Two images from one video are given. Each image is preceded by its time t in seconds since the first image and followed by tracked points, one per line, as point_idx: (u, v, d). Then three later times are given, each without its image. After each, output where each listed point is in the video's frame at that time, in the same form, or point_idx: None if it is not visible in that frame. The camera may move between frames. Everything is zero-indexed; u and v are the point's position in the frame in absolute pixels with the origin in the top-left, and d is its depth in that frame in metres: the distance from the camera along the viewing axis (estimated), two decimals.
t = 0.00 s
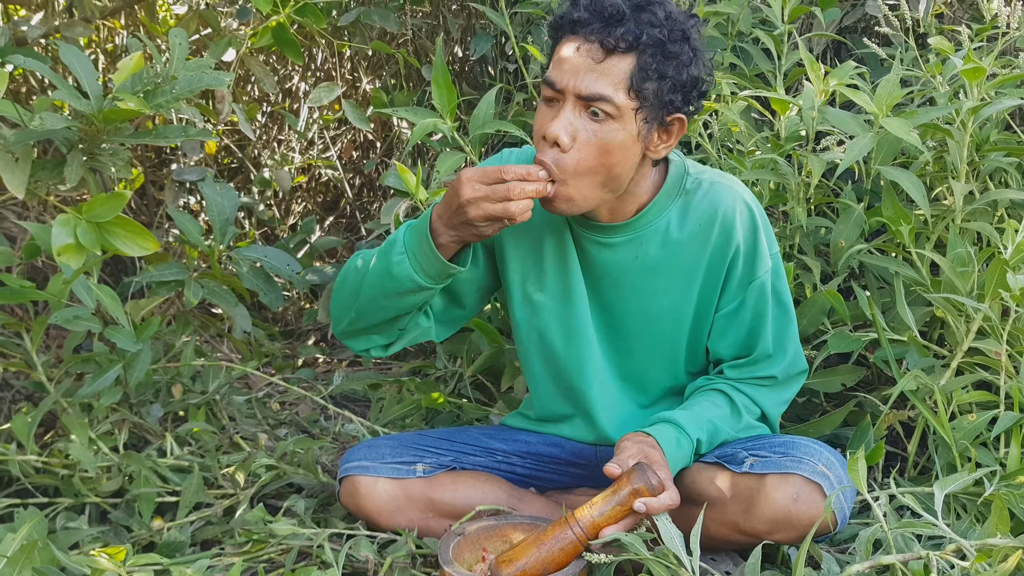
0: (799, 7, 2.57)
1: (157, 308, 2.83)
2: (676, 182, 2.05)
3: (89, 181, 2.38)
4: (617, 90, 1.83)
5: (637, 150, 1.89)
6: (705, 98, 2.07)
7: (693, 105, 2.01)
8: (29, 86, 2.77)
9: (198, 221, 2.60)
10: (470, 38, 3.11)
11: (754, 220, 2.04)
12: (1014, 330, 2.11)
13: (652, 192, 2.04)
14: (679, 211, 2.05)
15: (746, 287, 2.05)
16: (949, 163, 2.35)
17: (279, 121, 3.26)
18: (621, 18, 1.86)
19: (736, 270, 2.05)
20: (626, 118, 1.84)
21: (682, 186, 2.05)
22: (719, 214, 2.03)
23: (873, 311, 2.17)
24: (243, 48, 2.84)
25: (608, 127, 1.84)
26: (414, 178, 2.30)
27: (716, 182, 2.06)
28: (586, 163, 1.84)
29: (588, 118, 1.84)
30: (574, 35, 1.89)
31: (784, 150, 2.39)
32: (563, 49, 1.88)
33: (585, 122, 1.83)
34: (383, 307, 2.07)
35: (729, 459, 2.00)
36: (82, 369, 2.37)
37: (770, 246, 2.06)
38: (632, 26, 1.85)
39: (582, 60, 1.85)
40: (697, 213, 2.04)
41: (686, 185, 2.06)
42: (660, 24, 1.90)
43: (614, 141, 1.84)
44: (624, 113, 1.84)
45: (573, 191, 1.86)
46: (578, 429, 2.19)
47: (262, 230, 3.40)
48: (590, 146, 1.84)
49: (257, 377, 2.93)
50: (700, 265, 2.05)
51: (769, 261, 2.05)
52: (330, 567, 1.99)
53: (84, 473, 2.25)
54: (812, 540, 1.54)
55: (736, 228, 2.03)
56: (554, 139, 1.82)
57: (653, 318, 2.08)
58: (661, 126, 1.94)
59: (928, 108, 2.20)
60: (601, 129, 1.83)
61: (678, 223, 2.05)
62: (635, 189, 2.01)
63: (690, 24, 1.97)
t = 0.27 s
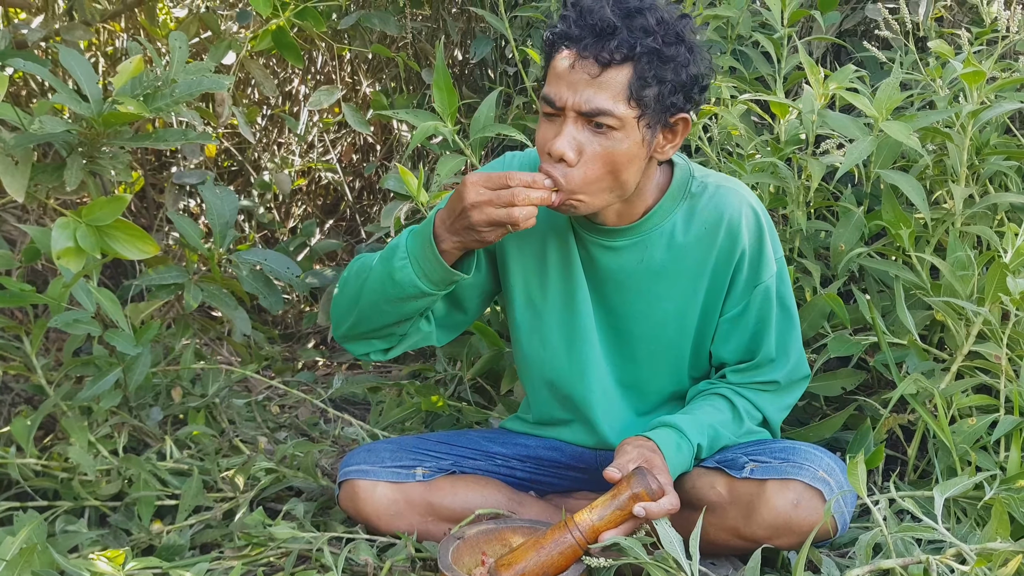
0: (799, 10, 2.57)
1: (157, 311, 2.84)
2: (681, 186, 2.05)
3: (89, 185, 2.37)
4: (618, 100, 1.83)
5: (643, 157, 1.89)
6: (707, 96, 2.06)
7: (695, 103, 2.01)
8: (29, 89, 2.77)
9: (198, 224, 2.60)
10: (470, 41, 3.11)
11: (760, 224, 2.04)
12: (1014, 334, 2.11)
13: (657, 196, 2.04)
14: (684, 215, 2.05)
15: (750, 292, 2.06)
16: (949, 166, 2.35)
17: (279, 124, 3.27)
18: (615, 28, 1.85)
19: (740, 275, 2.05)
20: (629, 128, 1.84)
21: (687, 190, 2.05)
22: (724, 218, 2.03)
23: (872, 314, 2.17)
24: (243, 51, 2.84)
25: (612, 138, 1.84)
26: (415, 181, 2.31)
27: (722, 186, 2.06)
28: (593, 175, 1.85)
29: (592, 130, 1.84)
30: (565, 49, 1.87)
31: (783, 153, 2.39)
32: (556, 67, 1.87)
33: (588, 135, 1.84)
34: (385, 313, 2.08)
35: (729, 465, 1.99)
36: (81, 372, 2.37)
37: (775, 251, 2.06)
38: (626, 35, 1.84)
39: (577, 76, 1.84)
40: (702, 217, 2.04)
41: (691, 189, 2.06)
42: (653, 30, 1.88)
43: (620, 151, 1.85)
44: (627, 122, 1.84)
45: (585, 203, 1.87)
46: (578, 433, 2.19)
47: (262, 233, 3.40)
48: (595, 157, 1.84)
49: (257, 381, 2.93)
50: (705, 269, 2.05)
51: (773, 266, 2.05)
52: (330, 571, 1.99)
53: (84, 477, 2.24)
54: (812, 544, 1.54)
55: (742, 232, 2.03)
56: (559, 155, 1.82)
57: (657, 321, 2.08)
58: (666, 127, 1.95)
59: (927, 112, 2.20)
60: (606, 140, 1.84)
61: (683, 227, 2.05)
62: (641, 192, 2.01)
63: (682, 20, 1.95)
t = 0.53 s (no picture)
0: (798, 12, 2.57)
1: (156, 313, 2.83)
2: (694, 190, 2.04)
3: (89, 187, 2.38)
4: (586, 105, 1.81)
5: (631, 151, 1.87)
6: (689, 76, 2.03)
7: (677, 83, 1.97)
8: (30, 91, 2.78)
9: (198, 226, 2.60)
10: (470, 43, 3.11)
11: (771, 232, 2.04)
12: (1015, 336, 2.11)
13: (669, 199, 2.03)
14: (696, 220, 2.04)
15: (759, 299, 2.06)
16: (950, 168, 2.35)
17: (279, 126, 3.27)
18: (561, 40, 1.83)
19: (750, 281, 2.05)
20: (606, 129, 1.83)
21: (700, 195, 2.04)
22: (738, 225, 2.03)
23: (872, 316, 2.17)
24: (243, 53, 2.84)
25: (592, 142, 1.82)
26: (414, 183, 2.32)
27: (734, 192, 2.06)
28: (585, 181, 1.85)
29: (571, 140, 1.83)
30: (527, 74, 1.85)
31: (783, 156, 2.39)
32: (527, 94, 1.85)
33: (570, 146, 1.83)
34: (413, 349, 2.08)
35: (729, 467, 1.99)
36: (81, 375, 2.37)
37: (785, 257, 2.06)
38: (576, 43, 1.82)
39: (543, 97, 1.82)
40: (714, 222, 2.04)
41: (703, 193, 2.05)
42: (604, 28, 1.86)
43: (604, 153, 1.83)
44: (601, 124, 1.82)
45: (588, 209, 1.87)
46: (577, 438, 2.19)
47: (262, 235, 3.40)
48: (580, 163, 1.83)
49: (257, 383, 2.92)
50: (715, 275, 2.05)
51: (783, 272, 2.05)
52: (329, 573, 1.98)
53: (83, 479, 2.24)
54: (812, 546, 1.54)
55: (754, 240, 2.03)
56: (546, 172, 1.82)
57: (666, 326, 2.07)
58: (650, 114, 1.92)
59: (927, 114, 2.20)
60: (587, 146, 1.82)
61: (694, 231, 2.04)
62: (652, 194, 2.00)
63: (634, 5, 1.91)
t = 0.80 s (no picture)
0: (801, 13, 2.57)
1: (158, 314, 2.83)
2: (690, 188, 2.04)
3: (91, 188, 2.38)
4: (567, 121, 1.79)
5: (613, 167, 1.85)
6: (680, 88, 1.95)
7: (666, 99, 1.92)
8: (31, 92, 2.78)
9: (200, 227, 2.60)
10: (472, 44, 3.10)
11: (770, 228, 2.04)
12: (1017, 337, 2.11)
13: (666, 197, 2.03)
14: (694, 217, 2.04)
15: (760, 295, 2.05)
16: (952, 169, 2.35)
17: (281, 127, 3.27)
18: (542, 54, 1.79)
19: (750, 277, 2.05)
20: (587, 148, 1.80)
21: (697, 192, 2.04)
22: (736, 220, 2.03)
23: (874, 316, 2.17)
24: (245, 54, 2.84)
25: (572, 158, 1.81)
26: (415, 184, 2.33)
27: (732, 187, 2.05)
28: (565, 194, 1.84)
29: (553, 152, 1.82)
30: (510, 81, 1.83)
31: (785, 156, 2.39)
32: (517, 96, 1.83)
33: (553, 158, 1.82)
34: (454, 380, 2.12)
35: (731, 470, 1.99)
36: (83, 376, 2.37)
37: (786, 253, 2.06)
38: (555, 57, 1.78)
39: (531, 105, 1.80)
40: (712, 218, 2.04)
41: (701, 190, 2.05)
42: (584, 48, 1.80)
43: (585, 167, 1.82)
44: (584, 141, 1.80)
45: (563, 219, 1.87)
46: (582, 439, 2.19)
47: (263, 236, 3.40)
48: (563, 176, 1.82)
49: (259, 384, 2.92)
50: (714, 272, 2.04)
51: (784, 268, 2.05)
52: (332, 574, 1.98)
53: (85, 479, 2.24)
54: (815, 548, 1.53)
55: (752, 236, 2.02)
56: (527, 181, 1.83)
57: (667, 324, 2.07)
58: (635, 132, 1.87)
59: (930, 115, 2.20)
60: (567, 160, 1.81)
61: (693, 227, 2.04)
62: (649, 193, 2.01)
63: (619, 21, 1.85)
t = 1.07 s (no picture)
0: (802, 14, 2.57)
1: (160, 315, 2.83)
2: (690, 183, 2.07)
3: (94, 190, 2.38)
4: (600, 112, 1.81)
5: (641, 153, 1.90)
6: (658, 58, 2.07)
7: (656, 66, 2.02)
8: (33, 94, 2.78)
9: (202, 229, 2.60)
10: (473, 45, 3.10)
11: (770, 221, 2.06)
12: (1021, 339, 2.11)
13: (666, 193, 2.06)
14: (694, 212, 2.06)
15: (761, 289, 2.07)
16: (954, 170, 2.35)
17: (283, 128, 3.27)
18: (561, 60, 1.81)
19: (751, 271, 2.06)
20: (623, 132, 1.84)
21: (696, 187, 2.06)
22: (735, 215, 2.05)
23: (877, 318, 2.17)
24: (247, 55, 2.84)
25: (609, 146, 1.83)
26: (417, 186, 2.34)
27: (729, 182, 2.08)
28: (611, 185, 1.86)
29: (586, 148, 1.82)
30: (525, 98, 1.82)
31: (787, 158, 2.39)
32: (524, 110, 1.84)
33: (590, 156, 1.83)
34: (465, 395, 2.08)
35: (734, 470, 2.00)
36: (85, 378, 2.37)
37: (785, 246, 2.08)
38: (574, 58, 1.81)
39: (547, 112, 1.81)
40: (712, 213, 2.06)
41: (700, 186, 2.08)
42: (593, 41, 1.86)
43: (621, 149, 1.85)
44: (617, 127, 1.84)
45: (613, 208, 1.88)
46: (585, 441, 2.19)
47: (265, 237, 3.40)
48: (601, 167, 1.84)
49: (261, 385, 2.92)
50: (717, 267, 2.05)
51: (784, 261, 2.06)
52: None
53: (88, 482, 2.24)
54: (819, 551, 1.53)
55: (753, 229, 2.04)
56: (577, 187, 1.81)
57: (672, 321, 2.07)
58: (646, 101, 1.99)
59: (932, 116, 2.20)
60: (605, 150, 1.83)
61: (693, 223, 2.05)
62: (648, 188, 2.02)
63: (599, 12, 1.92)
